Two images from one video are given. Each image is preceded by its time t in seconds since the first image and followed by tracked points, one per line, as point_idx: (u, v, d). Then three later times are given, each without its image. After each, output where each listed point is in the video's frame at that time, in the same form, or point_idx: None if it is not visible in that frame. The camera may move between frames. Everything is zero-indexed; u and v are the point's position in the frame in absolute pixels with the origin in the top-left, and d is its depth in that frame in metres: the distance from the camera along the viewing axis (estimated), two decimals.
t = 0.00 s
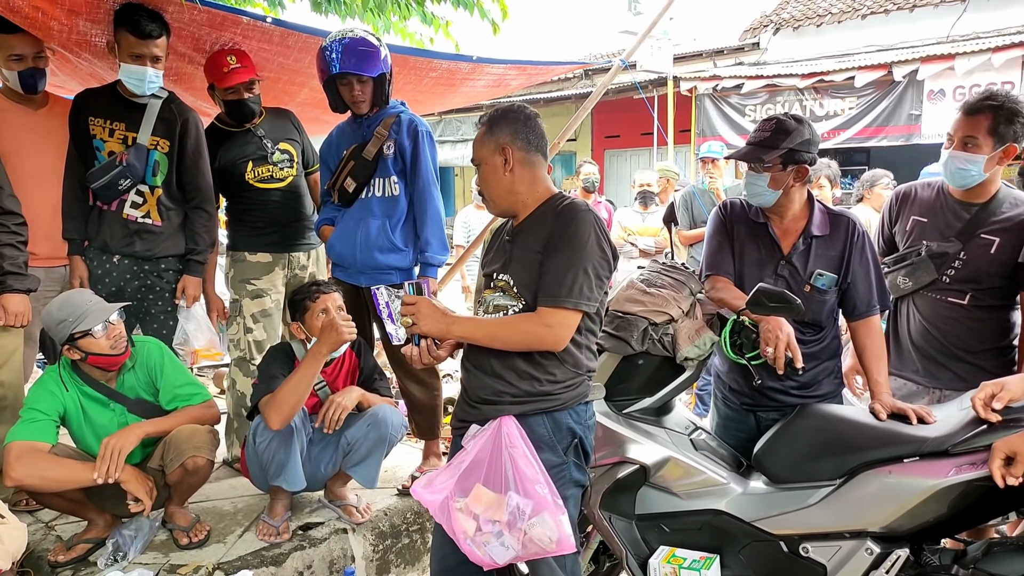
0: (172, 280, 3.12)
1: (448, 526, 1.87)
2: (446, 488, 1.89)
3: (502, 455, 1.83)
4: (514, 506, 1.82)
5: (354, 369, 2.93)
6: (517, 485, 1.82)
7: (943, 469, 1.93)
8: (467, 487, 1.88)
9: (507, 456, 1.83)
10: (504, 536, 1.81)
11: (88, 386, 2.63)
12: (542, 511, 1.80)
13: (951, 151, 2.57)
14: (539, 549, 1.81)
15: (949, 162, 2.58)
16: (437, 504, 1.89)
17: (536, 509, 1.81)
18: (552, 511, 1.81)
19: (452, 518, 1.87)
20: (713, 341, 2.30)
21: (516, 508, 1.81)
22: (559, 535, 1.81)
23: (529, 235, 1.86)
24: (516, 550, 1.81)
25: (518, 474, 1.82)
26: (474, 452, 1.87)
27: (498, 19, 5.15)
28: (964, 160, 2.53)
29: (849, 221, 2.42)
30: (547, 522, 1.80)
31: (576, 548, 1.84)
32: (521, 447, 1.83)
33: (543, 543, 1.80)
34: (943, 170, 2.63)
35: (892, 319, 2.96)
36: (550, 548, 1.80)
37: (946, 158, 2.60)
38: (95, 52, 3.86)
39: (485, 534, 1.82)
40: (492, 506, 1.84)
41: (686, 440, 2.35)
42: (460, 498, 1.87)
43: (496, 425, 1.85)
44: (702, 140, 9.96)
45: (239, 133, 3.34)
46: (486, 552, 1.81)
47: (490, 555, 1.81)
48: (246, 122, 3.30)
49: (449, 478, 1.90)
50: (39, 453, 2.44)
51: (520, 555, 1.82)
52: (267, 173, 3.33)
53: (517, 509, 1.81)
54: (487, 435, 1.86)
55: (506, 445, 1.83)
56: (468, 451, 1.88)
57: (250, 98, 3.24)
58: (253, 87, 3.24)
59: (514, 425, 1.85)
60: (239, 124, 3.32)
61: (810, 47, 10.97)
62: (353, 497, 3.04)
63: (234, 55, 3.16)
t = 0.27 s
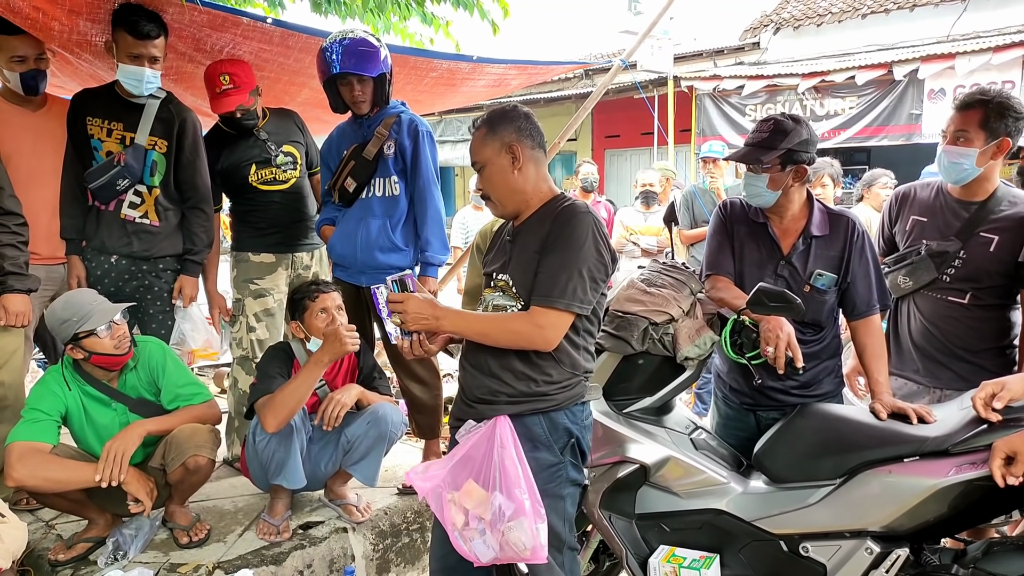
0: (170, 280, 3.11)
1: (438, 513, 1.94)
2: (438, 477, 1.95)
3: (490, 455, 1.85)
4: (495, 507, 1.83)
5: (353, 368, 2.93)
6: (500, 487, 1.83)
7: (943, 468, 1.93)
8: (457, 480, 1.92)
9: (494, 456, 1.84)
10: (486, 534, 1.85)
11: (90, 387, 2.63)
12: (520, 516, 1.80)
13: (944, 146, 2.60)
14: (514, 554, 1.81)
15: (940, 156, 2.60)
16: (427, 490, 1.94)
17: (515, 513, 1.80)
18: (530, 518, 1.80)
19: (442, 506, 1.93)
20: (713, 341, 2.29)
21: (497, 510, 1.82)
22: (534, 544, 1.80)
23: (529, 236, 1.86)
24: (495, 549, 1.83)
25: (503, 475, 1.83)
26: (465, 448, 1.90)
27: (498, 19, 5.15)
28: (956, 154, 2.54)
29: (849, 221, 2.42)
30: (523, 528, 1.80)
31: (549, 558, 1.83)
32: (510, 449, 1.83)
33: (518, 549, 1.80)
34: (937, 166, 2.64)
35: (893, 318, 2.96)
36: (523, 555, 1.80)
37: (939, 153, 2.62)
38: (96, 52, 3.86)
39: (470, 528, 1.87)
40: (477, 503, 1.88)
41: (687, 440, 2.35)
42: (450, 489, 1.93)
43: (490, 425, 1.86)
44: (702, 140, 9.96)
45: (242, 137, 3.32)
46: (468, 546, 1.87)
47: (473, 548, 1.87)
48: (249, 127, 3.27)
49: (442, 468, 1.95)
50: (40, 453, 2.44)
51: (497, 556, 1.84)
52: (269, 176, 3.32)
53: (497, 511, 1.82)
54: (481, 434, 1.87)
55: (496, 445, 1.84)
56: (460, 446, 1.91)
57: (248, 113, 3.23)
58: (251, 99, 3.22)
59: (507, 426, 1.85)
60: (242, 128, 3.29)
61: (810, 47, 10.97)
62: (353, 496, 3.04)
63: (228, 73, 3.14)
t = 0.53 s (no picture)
0: (169, 280, 3.11)
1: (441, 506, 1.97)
2: (440, 472, 1.98)
3: (489, 455, 1.86)
4: (492, 508, 1.84)
5: (352, 366, 2.90)
6: (498, 487, 1.85)
7: (943, 468, 1.93)
8: (458, 476, 1.95)
9: (493, 457, 1.85)
10: (484, 532, 1.86)
11: (92, 387, 2.64)
12: (516, 518, 1.81)
13: (944, 145, 2.59)
14: (507, 555, 1.82)
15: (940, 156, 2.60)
16: (430, 484, 1.98)
17: (511, 514, 1.81)
18: (524, 521, 1.81)
19: (445, 499, 1.97)
20: (713, 341, 2.28)
21: (494, 510, 1.84)
22: (527, 546, 1.81)
23: (530, 236, 1.86)
24: (491, 548, 1.85)
25: (501, 476, 1.84)
26: (465, 446, 1.91)
27: (498, 19, 5.15)
28: (956, 153, 2.54)
29: (849, 221, 2.42)
30: (518, 530, 1.80)
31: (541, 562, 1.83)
32: (509, 451, 1.84)
33: (511, 550, 1.81)
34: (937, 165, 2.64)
35: (892, 318, 2.97)
36: (516, 557, 1.81)
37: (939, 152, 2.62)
38: (96, 51, 3.86)
39: (470, 524, 1.89)
40: (476, 501, 1.89)
41: (687, 440, 2.35)
42: (451, 485, 1.95)
43: (491, 425, 1.87)
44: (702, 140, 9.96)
45: (246, 143, 3.28)
46: (466, 541, 1.90)
47: (472, 544, 1.89)
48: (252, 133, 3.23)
49: (445, 464, 1.98)
50: (40, 453, 2.44)
51: (493, 556, 1.85)
52: (273, 181, 3.31)
53: (494, 512, 1.84)
54: (482, 433, 1.88)
55: (495, 445, 1.84)
56: (461, 444, 1.93)
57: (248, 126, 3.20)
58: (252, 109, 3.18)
59: (509, 426, 1.85)
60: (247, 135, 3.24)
61: (811, 47, 10.96)
62: (353, 496, 3.04)
63: (224, 86, 3.10)
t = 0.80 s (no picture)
0: (172, 280, 3.11)
1: (450, 516, 1.93)
2: (446, 481, 1.95)
3: (499, 456, 1.84)
4: (507, 507, 1.83)
5: (351, 365, 2.91)
6: (511, 487, 1.83)
7: (943, 468, 1.94)
8: (465, 482, 1.92)
9: (504, 457, 1.83)
10: (500, 535, 1.84)
11: (91, 386, 2.64)
12: (534, 516, 1.80)
13: (953, 146, 2.56)
14: (528, 553, 1.80)
15: (950, 157, 2.57)
16: (436, 494, 1.95)
17: (529, 513, 1.80)
18: (543, 517, 1.80)
19: (453, 509, 1.93)
20: (713, 340, 2.28)
21: (509, 510, 1.82)
22: (549, 542, 1.80)
23: (530, 236, 1.86)
24: (509, 550, 1.83)
25: (515, 476, 1.83)
26: (472, 450, 1.89)
27: (499, 19, 5.15)
28: (968, 154, 2.52)
29: (849, 221, 2.42)
30: (538, 527, 1.80)
31: (565, 556, 1.83)
32: (520, 450, 1.83)
33: (533, 548, 1.79)
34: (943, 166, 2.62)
35: (892, 317, 2.97)
36: (538, 554, 1.79)
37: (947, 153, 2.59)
38: (96, 51, 3.86)
39: (483, 530, 1.86)
40: (487, 504, 1.87)
41: (687, 440, 2.35)
42: (458, 492, 1.92)
43: (497, 426, 1.86)
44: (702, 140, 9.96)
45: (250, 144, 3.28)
46: (479, 547, 1.86)
47: (486, 551, 1.85)
48: (255, 135, 3.24)
49: (449, 471, 1.95)
50: (40, 453, 2.44)
51: (511, 556, 1.83)
52: (278, 184, 3.32)
53: (510, 511, 1.82)
54: (488, 435, 1.87)
55: (506, 446, 1.83)
56: (467, 448, 1.91)
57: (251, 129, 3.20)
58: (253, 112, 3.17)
59: (516, 426, 1.85)
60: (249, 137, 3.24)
61: (811, 47, 10.96)
62: (353, 496, 3.04)
63: (225, 91, 3.09)
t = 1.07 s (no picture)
0: (173, 280, 3.11)
1: (459, 533, 1.86)
2: (455, 495, 1.89)
3: (511, 458, 1.83)
4: (524, 509, 1.82)
5: (352, 366, 2.91)
6: (526, 487, 1.82)
7: (943, 468, 1.94)
8: (475, 493, 1.88)
9: (516, 459, 1.82)
10: (516, 539, 1.82)
11: (90, 387, 2.63)
12: (553, 513, 1.80)
13: (964, 151, 2.54)
14: (553, 550, 1.81)
15: (961, 163, 2.55)
16: (447, 512, 1.88)
17: (547, 510, 1.80)
18: (563, 511, 1.81)
19: (460, 525, 1.86)
20: (713, 340, 2.27)
21: (527, 510, 1.81)
22: (572, 535, 1.81)
23: (529, 235, 1.86)
24: (529, 552, 1.81)
25: (528, 476, 1.82)
26: (481, 457, 1.86)
27: (499, 19, 5.15)
28: (980, 161, 2.50)
29: (849, 221, 2.42)
30: (559, 523, 1.80)
31: (588, 548, 1.84)
32: (531, 449, 1.83)
33: (557, 545, 1.80)
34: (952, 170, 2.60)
35: (892, 316, 2.97)
36: (563, 549, 1.80)
37: (958, 157, 2.56)
38: (96, 51, 3.86)
39: (497, 539, 1.82)
40: (502, 511, 1.84)
41: (687, 440, 2.35)
42: (470, 504, 1.87)
43: (502, 428, 1.85)
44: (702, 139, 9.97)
45: (254, 140, 3.29)
46: (499, 558, 1.81)
47: (503, 560, 1.81)
48: (260, 130, 3.24)
49: (457, 485, 1.90)
50: (40, 453, 2.44)
51: (534, 557, 1.82)
52: (280, 181, 3.32)
53: (528, 511, 1.81)
54: (494, 439, 1.85)
55: (515, 448, 1.82)
56: (475, 456, 1.87)
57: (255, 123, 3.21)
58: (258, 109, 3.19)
59: (521, 427, 1.84)
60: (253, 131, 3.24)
61: (810, 47, 10.96)
62: (353, 496, 3.04)
63: (233, 83, 3.09)
